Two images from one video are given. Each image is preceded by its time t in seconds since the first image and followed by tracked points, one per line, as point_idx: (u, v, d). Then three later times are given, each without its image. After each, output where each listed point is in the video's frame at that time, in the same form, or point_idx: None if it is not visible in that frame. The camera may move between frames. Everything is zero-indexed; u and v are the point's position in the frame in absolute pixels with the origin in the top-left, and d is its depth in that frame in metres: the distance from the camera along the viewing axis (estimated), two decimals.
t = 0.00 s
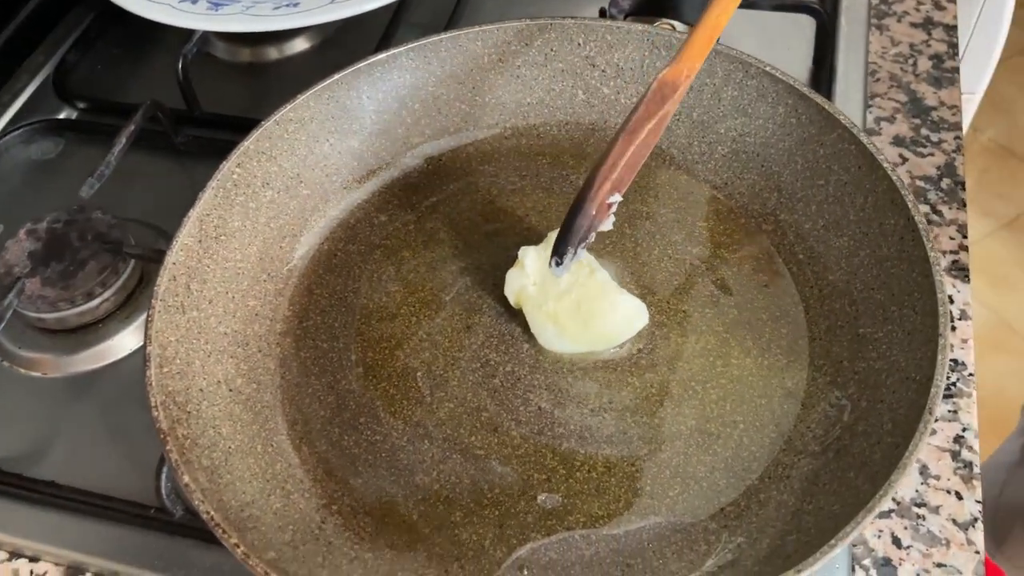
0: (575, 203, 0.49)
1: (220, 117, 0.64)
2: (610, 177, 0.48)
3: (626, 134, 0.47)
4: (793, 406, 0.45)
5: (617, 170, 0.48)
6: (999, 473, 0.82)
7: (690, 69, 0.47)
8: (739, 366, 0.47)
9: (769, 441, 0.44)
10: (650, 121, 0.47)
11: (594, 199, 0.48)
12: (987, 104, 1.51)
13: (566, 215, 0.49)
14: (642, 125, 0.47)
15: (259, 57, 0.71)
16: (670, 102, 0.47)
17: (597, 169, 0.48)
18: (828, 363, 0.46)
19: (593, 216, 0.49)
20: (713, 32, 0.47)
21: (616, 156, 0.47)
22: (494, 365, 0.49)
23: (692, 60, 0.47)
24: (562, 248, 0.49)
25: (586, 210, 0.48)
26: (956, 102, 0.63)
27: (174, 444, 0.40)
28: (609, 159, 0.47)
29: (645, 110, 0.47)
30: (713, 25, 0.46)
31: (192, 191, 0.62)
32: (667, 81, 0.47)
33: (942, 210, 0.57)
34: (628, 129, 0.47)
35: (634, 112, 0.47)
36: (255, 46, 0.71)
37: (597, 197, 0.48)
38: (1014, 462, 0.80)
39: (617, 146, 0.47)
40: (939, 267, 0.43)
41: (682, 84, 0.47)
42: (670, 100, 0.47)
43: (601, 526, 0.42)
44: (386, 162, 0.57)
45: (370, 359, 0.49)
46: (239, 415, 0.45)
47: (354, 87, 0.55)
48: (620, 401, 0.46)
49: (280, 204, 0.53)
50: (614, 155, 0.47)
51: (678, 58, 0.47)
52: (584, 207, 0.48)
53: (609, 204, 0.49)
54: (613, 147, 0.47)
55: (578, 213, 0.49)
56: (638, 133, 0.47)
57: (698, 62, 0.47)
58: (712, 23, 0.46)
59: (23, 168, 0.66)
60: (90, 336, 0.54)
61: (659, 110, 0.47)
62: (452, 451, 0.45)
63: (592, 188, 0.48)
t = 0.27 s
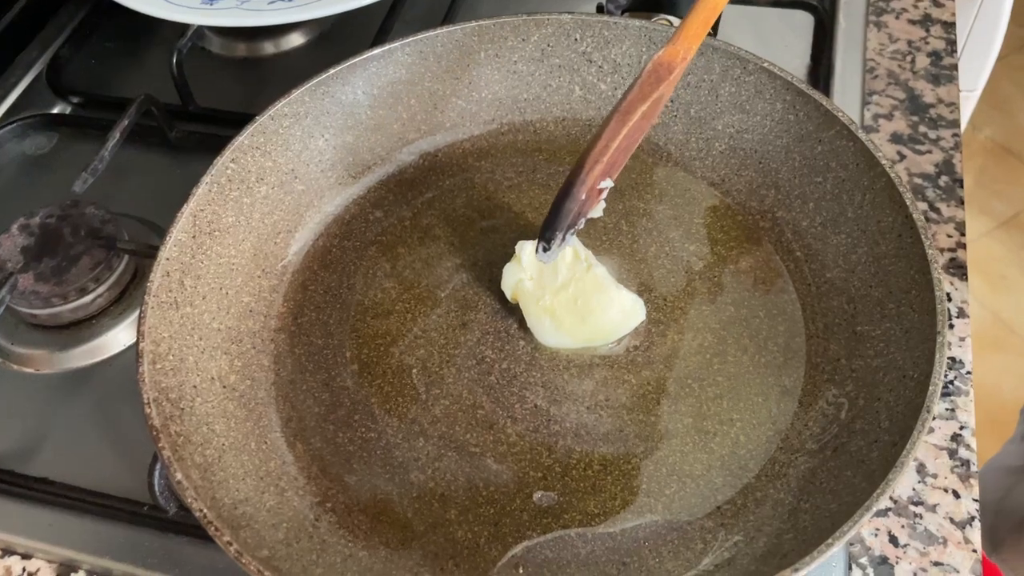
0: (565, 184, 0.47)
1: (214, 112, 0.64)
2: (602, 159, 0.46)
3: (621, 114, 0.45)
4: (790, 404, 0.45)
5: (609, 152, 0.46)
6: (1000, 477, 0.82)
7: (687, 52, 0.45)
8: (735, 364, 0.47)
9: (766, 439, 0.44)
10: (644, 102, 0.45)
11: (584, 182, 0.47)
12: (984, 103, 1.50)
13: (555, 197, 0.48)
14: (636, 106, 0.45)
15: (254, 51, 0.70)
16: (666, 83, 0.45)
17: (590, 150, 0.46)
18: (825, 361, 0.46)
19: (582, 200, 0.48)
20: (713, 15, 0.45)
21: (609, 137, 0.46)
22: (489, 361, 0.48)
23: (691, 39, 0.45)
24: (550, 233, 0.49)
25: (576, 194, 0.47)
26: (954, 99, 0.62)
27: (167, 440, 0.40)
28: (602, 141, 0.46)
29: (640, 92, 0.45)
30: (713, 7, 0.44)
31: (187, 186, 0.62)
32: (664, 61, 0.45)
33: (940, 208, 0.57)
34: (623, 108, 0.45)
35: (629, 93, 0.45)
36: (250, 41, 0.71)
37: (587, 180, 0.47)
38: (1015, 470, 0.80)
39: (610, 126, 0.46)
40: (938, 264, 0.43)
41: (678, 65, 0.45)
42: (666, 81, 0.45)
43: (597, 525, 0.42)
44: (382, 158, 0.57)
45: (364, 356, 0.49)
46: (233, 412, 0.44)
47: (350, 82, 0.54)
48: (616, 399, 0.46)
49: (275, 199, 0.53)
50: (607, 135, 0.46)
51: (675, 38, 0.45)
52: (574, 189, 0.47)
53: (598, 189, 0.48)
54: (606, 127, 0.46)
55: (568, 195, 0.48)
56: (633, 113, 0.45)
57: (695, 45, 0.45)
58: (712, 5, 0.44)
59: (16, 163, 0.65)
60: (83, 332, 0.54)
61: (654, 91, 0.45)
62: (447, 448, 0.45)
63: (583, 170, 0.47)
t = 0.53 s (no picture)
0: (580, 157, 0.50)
1: (218, 105, 0.63)
2: (614, 135, 0.48)
3: (634, 90, 0.47)
4: (799, 397, 0.45)
5: (623, 128, 0.48)
6: (1005, 470, 0.84)
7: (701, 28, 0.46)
8: (744, 358, 0.47)
9: (776, 433, 0.44)
10: (657, 77, 0.47)
11: (598, 155, 0.49)
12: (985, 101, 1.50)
13: (570, 171, 0.50)
14: (649, 82, 0.47)
15: (258, 44, 0.70)
16: (678, 58, 0.47)
17: (605, 124, 0.48)
18: (835, 355, 0.46)
19: (594, 174, 0.50)
20: None
21: (622, 112, 0.48)
22: (498, 355, 0.48)
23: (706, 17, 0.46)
24: (563, 206, 0.51)
25: (588, 170, 0.50)
26: (961, 94, 0.62)
27: (175, 433, 0.39)
28: (616, 117, 0.48)
29: (653, 68, 0.47)
30: None
31: (191, 179, 0.62)
32: (677, 38, 0.47)
33: (949, 203, 0.57)
34: (636, 84, 0.47)
35: (643, 69, 0.47)
36: (254, 34, 0.70)
37: (601, 155, 0.49)
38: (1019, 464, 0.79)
39: (623, 103, 0.47)
40: (949, 257, 0.43)
41: (691, 41, 0.47)
42: (678, 57, 0.47)
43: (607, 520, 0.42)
44: (388, 151, 0.56)
45: (372, 349, 0.49)
46: (240, 405, 0.44)
47: (357, 74, 0.54)
48: (625, 393, 0.46)
49: (281, 192, 0.52)
50: (621, 111, 0.48)
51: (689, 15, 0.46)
52: (587, 163, 0.49)
53: (611, 163, 0.50)
54: (620, 102, 0.48)
55: (582, 168, 0.50)
56: (646, 89, 0.47)
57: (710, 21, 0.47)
58: None
59: (19, 156, 0.65)
60: (87, 325, 0.54)
61: (667, 66, 0.47)
62: (455, 442, 0.45)
63: (598, 146, 0.49)
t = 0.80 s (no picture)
0: (595, 169, 0.47)
1: (212, 103, 0.63)
2: (630, 145, 0.45)
3: (648, 101, 0.44)
4: (794, 396, 0.45)
5: (637, 138, 0.45)
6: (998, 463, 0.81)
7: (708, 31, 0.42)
8: (739, 357, 0.46)
9: (770, 432, 0.44)
10: (669, 86, 0.44)
11: (614, 165, 0.46)
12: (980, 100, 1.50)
13: (584, 181, 0.48)
14: (663, 91, 0.44)
15: (252, 41, 0.70)
16: (687, 66, 0.43)
17: (618, 136, 0.45)
18: (830, 354, 0.46)
19: (610, 181, 0.47)
20: None
21: (637, 124, 0.45)
22: (491, 353, 0.48)
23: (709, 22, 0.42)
24: (580, 215, 0.49)
25: (604, 179, 0.47)
26: (957, 92, 0.62)
27: (166, 432, 0.39)
28: (630, 129, 0.45)
29: (663, 79, 0.44)
30: None
31: (184, 176, 0.61)
32: (684, 44, 0.42)
33: (944, 201, 0.56)
34: (648, 96, 0.44)
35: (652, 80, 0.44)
36: (247, 31, 0.70)
37: (616, 165, 0.46)
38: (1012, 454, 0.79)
39: (636, 114, 0.44)
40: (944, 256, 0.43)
41: (700, 46, 0.42)
42: (687, 64, 0.43)
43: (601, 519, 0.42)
44: (382, 148, 0.56)
45: (365, 348, 0.48)
46: (232, 404, 0.44)
47: (350, 72, 0.54)
48: (619, 391, 0.46)
49: (273, 190, 0.52)
50: (635, 123, 0.45)
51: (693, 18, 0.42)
52: (603, 173, 0.47)
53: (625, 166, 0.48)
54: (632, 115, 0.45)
55: (598, 178, 0.47)
56: (659, 100, 0.44)
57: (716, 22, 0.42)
58: None
59: (11, 152, 0.64)
60: (79, 324, 0.53)
61: (677, 75, 0.44)
62: (448, 441, 0.45)
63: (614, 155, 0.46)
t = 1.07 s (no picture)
0: (586, 202, 0.47)
1: (210, 101, 0.63)
2: (619, 177, 0.46)
3: (635, 135, 0.45)
4: (792, 395, 0.45)
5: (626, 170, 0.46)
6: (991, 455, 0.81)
7: (692, 63, 0.43)
8: (737, 355, 0.46)
9: (769, 431, 0.44)
10: (658, 117, 0.44)
11: (605, 197, 0.47)
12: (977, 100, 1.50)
13: (575, 213, 0.48)
14: (650, 124, 0.44)
15: (250, 39, 0.69)
16: (675, 96, 0.44)
17: (608, 167, 0.46)
18: (828, 353, 0.46)
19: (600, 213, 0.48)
20: (714, 22, 0.42)
21: (626, 156, 0.45)
22: (490, 352, 0.48)
23: (694, 53, 0.43)
24: (572, 241, 0.49)
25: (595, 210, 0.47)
26: (955, 91, 0.62)
27: (164, 430, 0.39)
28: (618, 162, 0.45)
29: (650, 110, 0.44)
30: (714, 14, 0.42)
31: (182, 174, 0.61)
32: (671, 75, 0.43)
33: (942, 200, 0.57)
34: (636, 129, 0.44)
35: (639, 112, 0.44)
36: (246, 29, 0.70)
37: (606, 196, 0.47)
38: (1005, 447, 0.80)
39: (625, 146, 0.45)
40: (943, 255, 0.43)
41: (685, 77, 0.43)
42: (675, 95, 0.44)
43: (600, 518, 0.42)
44: (380, 146, 0.56)
45: (363, 346, 0.48)
46: (231, 402, 0.44)
47: (349, 70, 0.54)
48: (618, 390, 0.46)
49: (272, 188, 0.52)
50: (623, 156, 0.45)
51: (678, 52, 0.43)
52: (593, 206, 0.47)
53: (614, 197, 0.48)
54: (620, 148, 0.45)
55: (589, 211, 0.48)
56: (646, 132, 0.45)
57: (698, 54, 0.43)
58: (712, 16, 0.42)
59: (8, 151, 0.64)
60: (77, 322, 0.53)
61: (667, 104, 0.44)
62: (447, 439, 0.45)
63: (603, 188, 0.46)
